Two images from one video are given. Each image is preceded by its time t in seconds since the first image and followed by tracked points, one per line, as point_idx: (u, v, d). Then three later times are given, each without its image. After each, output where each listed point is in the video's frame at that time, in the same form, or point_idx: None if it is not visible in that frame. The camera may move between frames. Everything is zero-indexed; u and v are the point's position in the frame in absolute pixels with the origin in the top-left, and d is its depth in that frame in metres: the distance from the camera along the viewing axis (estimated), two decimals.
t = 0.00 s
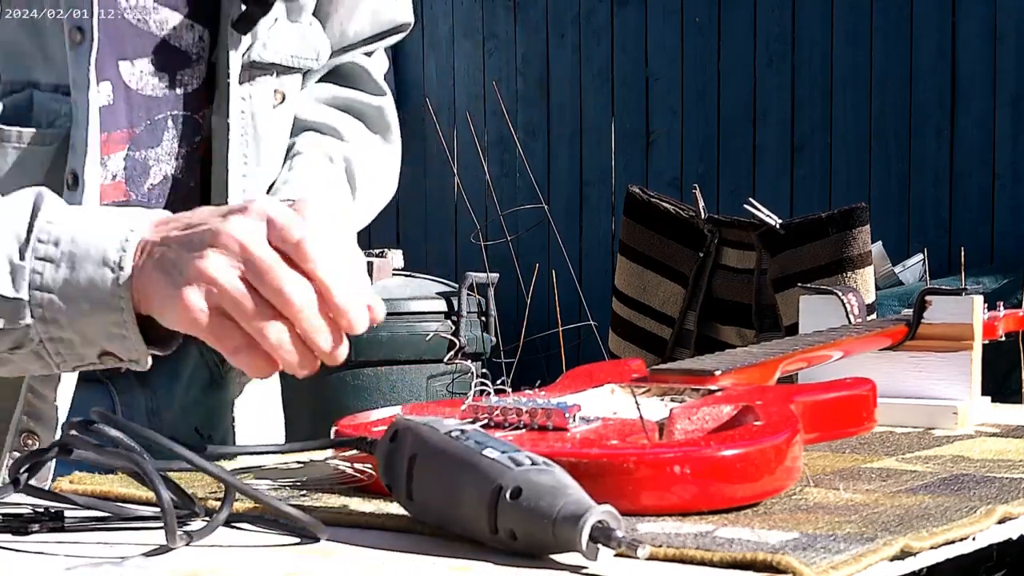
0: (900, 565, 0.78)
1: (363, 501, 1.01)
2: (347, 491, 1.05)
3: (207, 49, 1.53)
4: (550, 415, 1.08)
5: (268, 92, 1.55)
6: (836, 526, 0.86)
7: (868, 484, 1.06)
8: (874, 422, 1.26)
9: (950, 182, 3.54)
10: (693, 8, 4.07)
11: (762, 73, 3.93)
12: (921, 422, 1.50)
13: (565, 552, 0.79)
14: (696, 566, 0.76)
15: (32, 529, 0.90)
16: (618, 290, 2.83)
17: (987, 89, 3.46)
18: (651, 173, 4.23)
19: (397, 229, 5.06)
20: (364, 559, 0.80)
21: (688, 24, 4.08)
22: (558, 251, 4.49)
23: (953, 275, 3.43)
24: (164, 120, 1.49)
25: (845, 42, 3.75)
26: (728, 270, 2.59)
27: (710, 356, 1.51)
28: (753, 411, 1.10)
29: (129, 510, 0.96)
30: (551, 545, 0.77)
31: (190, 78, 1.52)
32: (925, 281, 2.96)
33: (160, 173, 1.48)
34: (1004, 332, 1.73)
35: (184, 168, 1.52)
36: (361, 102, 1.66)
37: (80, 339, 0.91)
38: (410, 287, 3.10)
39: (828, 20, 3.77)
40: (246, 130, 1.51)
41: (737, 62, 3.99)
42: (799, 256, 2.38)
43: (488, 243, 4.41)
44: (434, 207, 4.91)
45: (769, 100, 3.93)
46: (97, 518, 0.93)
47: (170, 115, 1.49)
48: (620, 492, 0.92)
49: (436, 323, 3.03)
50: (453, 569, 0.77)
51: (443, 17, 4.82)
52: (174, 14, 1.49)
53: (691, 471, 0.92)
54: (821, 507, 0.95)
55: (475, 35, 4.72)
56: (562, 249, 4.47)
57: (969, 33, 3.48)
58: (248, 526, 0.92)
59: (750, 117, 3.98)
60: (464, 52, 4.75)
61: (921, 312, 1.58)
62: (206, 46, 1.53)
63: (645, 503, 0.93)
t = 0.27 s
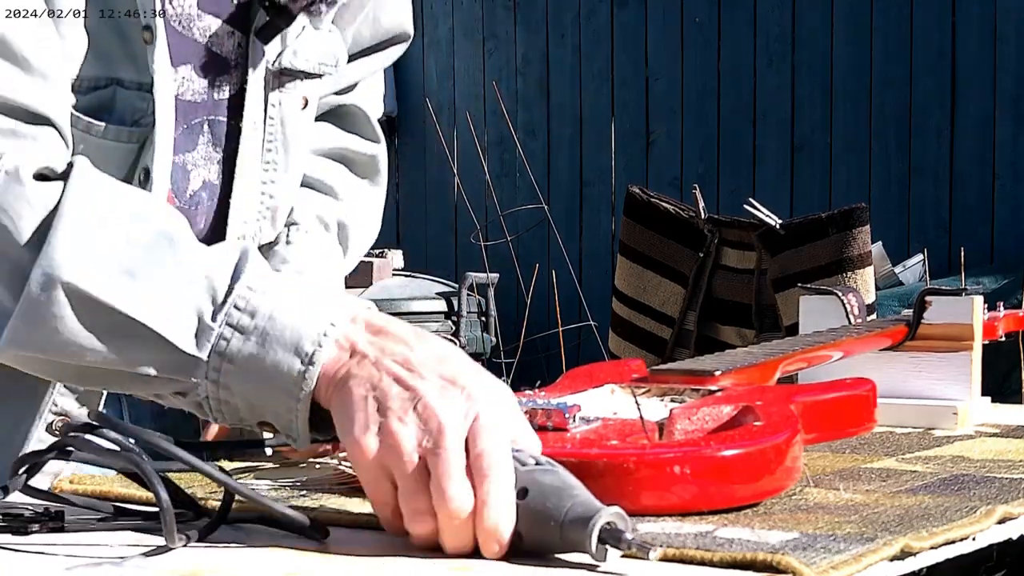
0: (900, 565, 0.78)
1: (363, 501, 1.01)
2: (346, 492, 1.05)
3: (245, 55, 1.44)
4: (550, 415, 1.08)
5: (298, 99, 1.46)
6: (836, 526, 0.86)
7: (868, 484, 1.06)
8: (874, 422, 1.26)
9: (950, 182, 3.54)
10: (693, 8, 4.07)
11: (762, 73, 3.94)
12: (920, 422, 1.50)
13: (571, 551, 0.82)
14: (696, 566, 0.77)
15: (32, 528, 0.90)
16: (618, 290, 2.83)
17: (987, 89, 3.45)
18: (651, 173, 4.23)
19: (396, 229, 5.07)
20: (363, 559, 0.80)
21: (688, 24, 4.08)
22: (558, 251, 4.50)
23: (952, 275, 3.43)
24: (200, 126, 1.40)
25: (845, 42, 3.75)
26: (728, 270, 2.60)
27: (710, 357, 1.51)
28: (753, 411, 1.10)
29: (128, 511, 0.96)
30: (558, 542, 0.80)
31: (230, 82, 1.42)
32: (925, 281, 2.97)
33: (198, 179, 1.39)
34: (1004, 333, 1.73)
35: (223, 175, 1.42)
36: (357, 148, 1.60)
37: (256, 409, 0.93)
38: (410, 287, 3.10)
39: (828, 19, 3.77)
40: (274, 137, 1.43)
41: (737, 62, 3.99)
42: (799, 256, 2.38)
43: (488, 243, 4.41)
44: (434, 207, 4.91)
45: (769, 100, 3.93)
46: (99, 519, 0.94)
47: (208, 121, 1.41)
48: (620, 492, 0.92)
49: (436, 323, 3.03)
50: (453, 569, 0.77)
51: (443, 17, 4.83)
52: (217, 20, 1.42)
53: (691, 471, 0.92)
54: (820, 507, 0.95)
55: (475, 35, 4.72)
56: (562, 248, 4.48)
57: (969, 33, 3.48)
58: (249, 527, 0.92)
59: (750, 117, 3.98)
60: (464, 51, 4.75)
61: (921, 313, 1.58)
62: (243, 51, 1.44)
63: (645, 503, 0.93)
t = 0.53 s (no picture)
0: (900, 565, 0.78)
1: (364, 502, 1.01)
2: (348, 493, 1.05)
3: (266, 48, 1.47)
4: (550, 415, 1.08)
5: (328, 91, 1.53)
6: (836, 526, 0.86)
7: (868, 484, 1.06)
8: (874, 422, 1.26)
9: (950, 182, 3.54)
10: (694, 8, 4.07)
11: (762, 73, 3.94)
12: (921, 423, 1.50)
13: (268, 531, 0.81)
14: (696, 566, 0.77)
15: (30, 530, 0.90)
16: (618, 290, 2.83)
17: (987, 88, 3.45)
18: (651, 173, 4.23)
19: (397, 229, 5.07)
20: (363, 561, 0.82)
21: (688, 24, 4.08)
22: (558, 251, 4.50)
23: (952, 275, 3.43)
24: (222, 120, 1.41)
25: (845, 43, 3.74)
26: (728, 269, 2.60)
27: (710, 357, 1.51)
28: (753, 411, 1.10)
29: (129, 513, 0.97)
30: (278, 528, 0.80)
31: (249, 77, 1.45)
32: (925, 281, 2.96)
33: (215, 171, 1.40)
34: (1004, 332, 1.73)
35: (238, 169, 1.44)
36: (371, 173, 1.65)
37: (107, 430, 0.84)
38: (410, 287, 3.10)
39: (828, 19, 3.76)
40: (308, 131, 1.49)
41: (737, 62, 3.99)
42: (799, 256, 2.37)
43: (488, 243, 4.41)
44: (434, 207, 4.90)
45: (769, 101, 3.93)
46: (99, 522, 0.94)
47: (229, 115, 1.42)
48: (620, 492, 0.93)
49: (436, 323, 3.04)
50: (451, 570, 0.78)
51: (443, 17, 4.83)
52: (240, 14, 1.43)
53: (691, 471, 0.93)
54: (821, 507, 0.95)
55: (475, 35, 4.72)
56: (562, 248, 4.48)
57: (969, 33, 3.48)
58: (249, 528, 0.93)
59: (750, 117, 3.98)
60: (464, 51, 4.75)
61: (921, 312, 1.58)
62: (265, 45, 1.46)
63: (646, 504, 0.93)
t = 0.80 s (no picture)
0: (900, 565, 0.78)
1: (363, 503, 1.01)
2: (347, 494, 1.05)
3: (263, 55, 1.45)
4: (550, 417, 1.08)
5: (331, 94, 1.53)
6: (836, 527, 0.86)
7: (868, 484, 1.06)
8: (874, 423, 1.26)
9: (950, 182, 3.54)
10: (693, 8, 4.07)
11: (762, 73, 3.94)
12: (920, 424, 1.50)
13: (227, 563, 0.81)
14: (696, 567, 0.77)
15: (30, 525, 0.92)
16: (618, 290, 2.83)
17: (987, 87, 3.44)
18: (651, 173, 4.23)
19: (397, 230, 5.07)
20: (363, 561, 0.82)
21: (688, 24, 4.08)
22: (558, 251, 4.50)
23: (953, 275, 3.43)
24: (217, 127, 1.40)
25: (845, 43, 3.74)
26: (728, 270, 2.60)
27: (710, 357, 1.51)
28: (753, 412, 1.10)
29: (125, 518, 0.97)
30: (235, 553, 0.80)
31: (245, 83, 1.43)
32: (925, 281, 2.97)
33: (209, 178, 1.40)
34: (1004, 333, 1.73)
35: (234, 175, 1.43)
36: (372, 175, 1.66)
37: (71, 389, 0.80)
38: (410, 288, 3.10)
39: (828, 19, 3.76)
40: (310, 134, 1.50)
41: (737, 61, 3.99)
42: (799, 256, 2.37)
43: (489, 243, 4.42)
44: (434, 207, 4.91)
45: (769, 101, 3.93)
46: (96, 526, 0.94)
47: (224, 122, 1.41)
48: (620, 493, 0.93)
49: (436, 324, 3.04)
50: (451, 570, 0.78)
51: (443, 17, 4.83)
52: (233, 17, 1.41)
53: (691, 471, 0.93)
54: (820, 508, 0.95)
55: (475, 35, 4.72)
56: (562, 248, 4.48)
57: (968, 33, 3.47)
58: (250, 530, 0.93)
59: (750, 117, 3.98)
60: (464, 51, 4.76)
61: (921, 313, 1.59)
62: (262, 52, 1.45)
63: (645, 505, 0.93)
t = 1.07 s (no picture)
0: (900, 565, 0.78)
1: (364, 503, 1.01)
2: (347, 493, 1.05)
3: (255, 54, 1.45)
4: (550, 416, 1.08)
5: (326, 94, 1.54)
6: (836, 526, 0.86)
7: (868, 484, 1.06)
8: (874, 422, 1.26)
9: (950, 182, 3.54)
10: (694, 8, 4.07)
11: (762, 73, 3.94)
12: (920, 423, 1.50)
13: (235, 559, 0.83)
14: (696, 567, 0.77)
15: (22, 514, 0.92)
16: (618, 290, 2.83)
17: (987, 86, 3.44)
18: (651, 172, 4.23)
19: (396, 229, 5.07)
20: (364, 561, 0.82)
21: (688, 24, 4.08)
22: (558, 251, 4.50)
23: (953, 275, 3.43)
24: (211, 127, 1.41)
25: (845, 42, 3.74)
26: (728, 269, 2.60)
27: (710, 357, 1.51)
28: (753, 412, 1.10)
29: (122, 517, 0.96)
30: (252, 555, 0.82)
31: (237, 83, 1.43)
32: (925, 281, 2.97)
33: (205, 179, 1.40)
34: (1004, 333, 1.73)
35: (229, 176, 1.43)
36: (368, 172, 1.66)
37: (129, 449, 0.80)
38: (410, 288, 3.10)
39: (828, 19, 3.76)
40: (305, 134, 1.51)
41: (737, 61, 3.99)
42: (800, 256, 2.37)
43: (488, 243, 4.42)
44: (434, 207, 4.90)
45: (769, 101, 3.93)
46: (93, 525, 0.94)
47: (217, 122, 1.41)
48: (620, 493, 0.93)
49: (436, 323, 3.04)
50: (451, 570, 0.78)
51: (443, 17, 4.83)
52: (226, 18, 1.41)
53: (691, 471, 0.93)
54: (821, 507, 0.95)
55: (475, 35, 4.72)
56: (562, 248, 4.48)
57: (968, 33, 3.47)
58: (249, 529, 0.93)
59: (750, 117, 3.98)
60: (464, 51, 4.76)
61: (921, 313, 1.59)
62: (255, 51, 1.45)
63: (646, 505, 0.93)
